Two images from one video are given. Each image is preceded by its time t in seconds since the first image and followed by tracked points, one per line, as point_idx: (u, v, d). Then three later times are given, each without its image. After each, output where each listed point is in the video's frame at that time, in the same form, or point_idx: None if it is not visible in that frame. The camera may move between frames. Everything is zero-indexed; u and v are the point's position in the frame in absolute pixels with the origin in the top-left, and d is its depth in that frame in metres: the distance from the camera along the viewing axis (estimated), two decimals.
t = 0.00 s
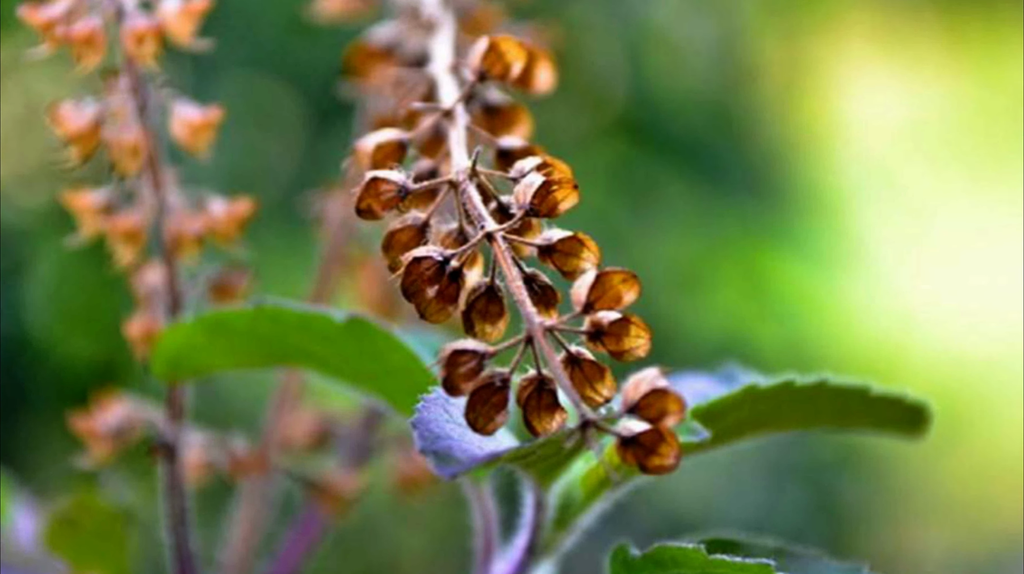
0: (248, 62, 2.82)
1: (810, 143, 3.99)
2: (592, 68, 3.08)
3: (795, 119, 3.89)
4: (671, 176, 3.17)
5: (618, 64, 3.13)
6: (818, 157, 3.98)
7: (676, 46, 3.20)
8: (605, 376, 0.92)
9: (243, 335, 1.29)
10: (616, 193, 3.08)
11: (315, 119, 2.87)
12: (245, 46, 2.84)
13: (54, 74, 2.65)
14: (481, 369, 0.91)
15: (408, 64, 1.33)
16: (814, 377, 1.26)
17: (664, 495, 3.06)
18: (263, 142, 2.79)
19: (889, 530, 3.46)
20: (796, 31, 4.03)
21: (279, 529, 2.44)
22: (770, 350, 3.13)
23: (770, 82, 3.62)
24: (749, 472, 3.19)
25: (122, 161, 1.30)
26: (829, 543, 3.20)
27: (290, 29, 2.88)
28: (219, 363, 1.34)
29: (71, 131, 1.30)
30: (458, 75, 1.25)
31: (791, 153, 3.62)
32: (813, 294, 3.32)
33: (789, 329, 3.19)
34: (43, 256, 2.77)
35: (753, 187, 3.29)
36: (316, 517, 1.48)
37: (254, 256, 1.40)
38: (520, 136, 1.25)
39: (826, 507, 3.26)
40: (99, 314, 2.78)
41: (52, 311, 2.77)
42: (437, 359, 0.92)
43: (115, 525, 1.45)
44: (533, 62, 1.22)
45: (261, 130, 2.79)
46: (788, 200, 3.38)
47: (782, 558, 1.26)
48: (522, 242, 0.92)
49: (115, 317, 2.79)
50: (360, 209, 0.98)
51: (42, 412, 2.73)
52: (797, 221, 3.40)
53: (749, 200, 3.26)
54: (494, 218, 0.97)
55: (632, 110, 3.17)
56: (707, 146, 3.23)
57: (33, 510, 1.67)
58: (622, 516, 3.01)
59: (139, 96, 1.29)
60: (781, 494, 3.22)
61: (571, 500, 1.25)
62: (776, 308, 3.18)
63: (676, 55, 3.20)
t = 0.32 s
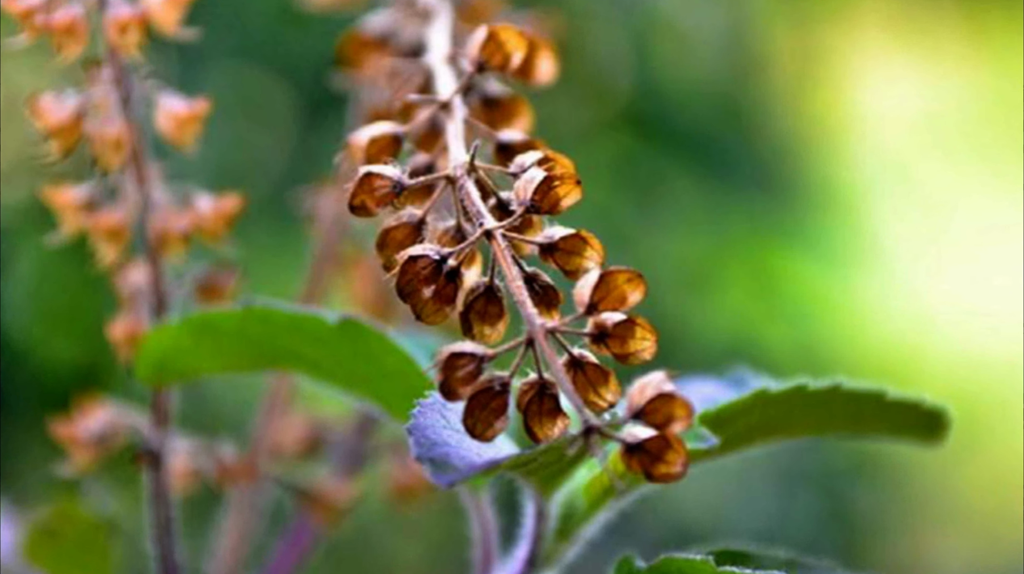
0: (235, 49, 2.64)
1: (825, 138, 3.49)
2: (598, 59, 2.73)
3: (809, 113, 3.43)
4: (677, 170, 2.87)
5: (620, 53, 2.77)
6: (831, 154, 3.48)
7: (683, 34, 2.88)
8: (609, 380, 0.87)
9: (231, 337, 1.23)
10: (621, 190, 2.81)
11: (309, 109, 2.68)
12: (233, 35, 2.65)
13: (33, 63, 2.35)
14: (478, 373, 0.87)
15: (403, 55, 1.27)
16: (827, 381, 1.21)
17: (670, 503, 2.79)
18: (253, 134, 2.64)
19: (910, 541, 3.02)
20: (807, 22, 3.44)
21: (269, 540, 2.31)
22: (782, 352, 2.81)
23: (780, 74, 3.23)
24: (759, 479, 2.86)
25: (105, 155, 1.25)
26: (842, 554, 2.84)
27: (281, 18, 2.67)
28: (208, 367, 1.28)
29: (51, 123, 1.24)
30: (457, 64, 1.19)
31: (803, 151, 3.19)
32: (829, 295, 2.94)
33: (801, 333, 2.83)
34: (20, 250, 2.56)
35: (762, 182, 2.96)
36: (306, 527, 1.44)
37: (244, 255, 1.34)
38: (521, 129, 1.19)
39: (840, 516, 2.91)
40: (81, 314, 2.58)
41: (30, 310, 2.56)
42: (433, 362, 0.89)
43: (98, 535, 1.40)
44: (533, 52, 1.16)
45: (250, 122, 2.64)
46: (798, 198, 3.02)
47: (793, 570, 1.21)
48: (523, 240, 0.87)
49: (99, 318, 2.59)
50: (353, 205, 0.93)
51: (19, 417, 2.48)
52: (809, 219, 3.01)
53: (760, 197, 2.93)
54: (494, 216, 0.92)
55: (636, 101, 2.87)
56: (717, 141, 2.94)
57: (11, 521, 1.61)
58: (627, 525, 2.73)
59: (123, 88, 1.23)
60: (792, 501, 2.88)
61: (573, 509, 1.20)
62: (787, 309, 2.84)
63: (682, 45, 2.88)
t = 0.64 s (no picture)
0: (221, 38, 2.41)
1: (841, 130, 2.94)
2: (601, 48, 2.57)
3: (824, 100, 2.92)
4: (687, 165, 2.61)
5: (623, 41, 2.61)
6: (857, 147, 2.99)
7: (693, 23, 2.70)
8: (614, 385, 0.81)
9: (217, 340, 1.17)
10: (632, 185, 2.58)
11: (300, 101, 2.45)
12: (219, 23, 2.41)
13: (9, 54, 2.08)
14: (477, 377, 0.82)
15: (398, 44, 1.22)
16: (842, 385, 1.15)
17: (676, 513, 2.55)
18: (242, 129, 2.41)
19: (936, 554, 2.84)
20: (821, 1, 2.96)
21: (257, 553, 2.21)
22: (796, 356, 2.57)
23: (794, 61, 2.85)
24: (770, 489, 2.64)
25: (86, 149, 1.19)
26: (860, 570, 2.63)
27: (268, 5, 2.44)
28: (194, 370, 1.22)
29: (29, 115, 1.18)
30: (453, 54, 1.14)
31: (824, 142, 2.84)
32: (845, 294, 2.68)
33: (815, 335, 2.60)
34: None
35: (775, 176, 2.67)
36: (297, 538, 1.41)
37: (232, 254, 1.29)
38: (522, 121, 1.13)
39: (857, 528, 2.69)
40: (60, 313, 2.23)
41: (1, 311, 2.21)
42: (430, 366, 0.83)
43: (78, 546, 1.35)
44: (534, 41, 1.10)
45: (240, 116, 2.41)
46: (815, 191, 2.72)
47: None
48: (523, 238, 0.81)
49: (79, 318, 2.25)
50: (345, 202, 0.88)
51: None
52: (825, 213, 2.72)
53: (772, 192, 2.66)
54: (493, 213, 0.86)
55: (641, 92, 2.63)
56: (724, 133, 2.66)
57: None
58: (631, 536, 2.51)
59: (104, 79, 1.17)
60: (806, 514, 2.65)
61: (577, 520, 1.13)
62: (799, 309, 2.60)
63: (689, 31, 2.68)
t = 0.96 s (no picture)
0: (209, 25, 2.36)
1: (858, 123, 2.87)
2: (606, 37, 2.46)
3: (839, 91, 2.84)
4: (697, 161, 2.58)
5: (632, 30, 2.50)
6: (873, 137, 2.89)
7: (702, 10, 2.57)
8: (619, 389, 0.76)
9: (203, 343, 1.12)
10: (635, 183, 2.53)
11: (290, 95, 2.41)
12: (206, 10, 2.37)
13: None
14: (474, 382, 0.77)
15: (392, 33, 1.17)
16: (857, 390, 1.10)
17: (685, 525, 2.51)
18: (226, 120, 2.35)
19: (959, 572, 2.68)
20: None
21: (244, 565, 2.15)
22: (810, 359, 2.50)
23: (806, 50, 2.75)
24: (783, 499, 2.59)
25: (65, 144, 1.13)
26: None
27: None
28: (180, 375, 1.16)
29: (5, 107, 1.12)
30: (450, 43, 1.08)
31: (838, 134, 2.78)
32: (861, 293, 2.61)
33: (830, 336, 2.53)
34: None
35: (788, 171, 2.63)
36: (287, 551, 1.37)
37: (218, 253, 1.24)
38: (522, 112, 1.07)
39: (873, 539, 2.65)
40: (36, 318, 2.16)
41: None
42: (426, 369, 0.78)
43: (57, 559, 1.30)
44: (534, 29, 1.05)
45: (225, 107, 2.34)
46: (828, 186, 2.67)
47: None
48: (523, 235, 0.76)
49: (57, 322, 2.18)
50: (336, 198, 0.82)
51: None
52: (839, 210, 2.66)
53: (786, 188, 2.61)
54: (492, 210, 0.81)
55: (648, 83, 2.57)
56: (735, 125, 2.62)
57: None
58: (638, 549, 2.45)
59: (84, 69, 1.11)
60: (819, 526, 2.61)
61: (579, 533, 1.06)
62: (815, 310, 2.54)
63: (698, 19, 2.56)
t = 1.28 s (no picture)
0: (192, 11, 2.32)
1: (874, 113, 2.77)
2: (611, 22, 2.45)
3: (854, 80, 2.75)
4: (702, 153, 2.52)
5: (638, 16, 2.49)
6: (889, 129, 2.79)
7: None
8: (625, 394, 0.70)
9: (187, 345, 1.06)
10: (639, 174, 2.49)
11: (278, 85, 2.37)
12: None
13: None
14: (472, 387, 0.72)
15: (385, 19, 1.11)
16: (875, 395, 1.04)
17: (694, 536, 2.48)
18: (213, 113, 2.30)
19: None
20: None
21: None
22: (826, 363, 2.41)
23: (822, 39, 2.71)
24: (797, 510, 2.52)
25: (42, 136, 1.06)
26: None
27: None
28: (163, 378, 1.11)
29: None
30: (447, 29, 1.02)
31: (849, 123, 2.67)
32: (879, 294, 2.52)
33: (846, 336, 2.45)
34: None
35: (802, 164, 2.55)
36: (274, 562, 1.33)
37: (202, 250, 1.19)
38: (522, 103, 1.01)
39: (892, 552, 2.59)
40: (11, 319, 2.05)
41: None
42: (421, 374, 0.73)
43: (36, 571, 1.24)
44: (536, 16, 0.99)
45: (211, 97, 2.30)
46: (844, 179, 2.58)
47: None
48: (523, 233, 0.71)
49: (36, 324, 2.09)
50: (327, 193, 0.77)
51: None
52: (855, 206, 2.56)
53: (800, 182, 2.53)
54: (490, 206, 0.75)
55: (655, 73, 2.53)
56: (747, 116, 2.56)
57: None
58: (647, 563, 2.38)
59: (62, 58, 1.05)
60: (834, 536, 2.55)
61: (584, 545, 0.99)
62: (829, 310, 2.45)
63: None
